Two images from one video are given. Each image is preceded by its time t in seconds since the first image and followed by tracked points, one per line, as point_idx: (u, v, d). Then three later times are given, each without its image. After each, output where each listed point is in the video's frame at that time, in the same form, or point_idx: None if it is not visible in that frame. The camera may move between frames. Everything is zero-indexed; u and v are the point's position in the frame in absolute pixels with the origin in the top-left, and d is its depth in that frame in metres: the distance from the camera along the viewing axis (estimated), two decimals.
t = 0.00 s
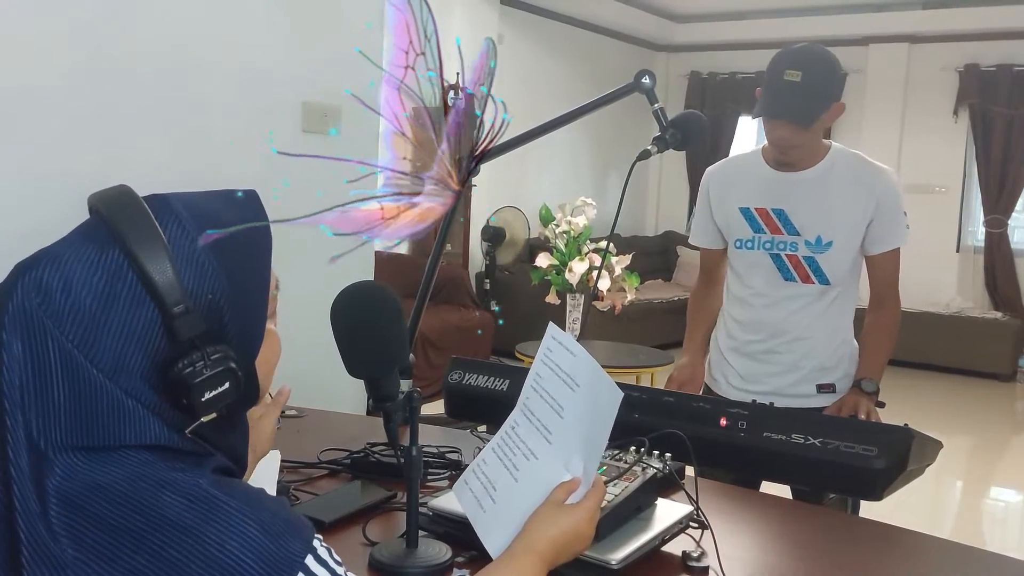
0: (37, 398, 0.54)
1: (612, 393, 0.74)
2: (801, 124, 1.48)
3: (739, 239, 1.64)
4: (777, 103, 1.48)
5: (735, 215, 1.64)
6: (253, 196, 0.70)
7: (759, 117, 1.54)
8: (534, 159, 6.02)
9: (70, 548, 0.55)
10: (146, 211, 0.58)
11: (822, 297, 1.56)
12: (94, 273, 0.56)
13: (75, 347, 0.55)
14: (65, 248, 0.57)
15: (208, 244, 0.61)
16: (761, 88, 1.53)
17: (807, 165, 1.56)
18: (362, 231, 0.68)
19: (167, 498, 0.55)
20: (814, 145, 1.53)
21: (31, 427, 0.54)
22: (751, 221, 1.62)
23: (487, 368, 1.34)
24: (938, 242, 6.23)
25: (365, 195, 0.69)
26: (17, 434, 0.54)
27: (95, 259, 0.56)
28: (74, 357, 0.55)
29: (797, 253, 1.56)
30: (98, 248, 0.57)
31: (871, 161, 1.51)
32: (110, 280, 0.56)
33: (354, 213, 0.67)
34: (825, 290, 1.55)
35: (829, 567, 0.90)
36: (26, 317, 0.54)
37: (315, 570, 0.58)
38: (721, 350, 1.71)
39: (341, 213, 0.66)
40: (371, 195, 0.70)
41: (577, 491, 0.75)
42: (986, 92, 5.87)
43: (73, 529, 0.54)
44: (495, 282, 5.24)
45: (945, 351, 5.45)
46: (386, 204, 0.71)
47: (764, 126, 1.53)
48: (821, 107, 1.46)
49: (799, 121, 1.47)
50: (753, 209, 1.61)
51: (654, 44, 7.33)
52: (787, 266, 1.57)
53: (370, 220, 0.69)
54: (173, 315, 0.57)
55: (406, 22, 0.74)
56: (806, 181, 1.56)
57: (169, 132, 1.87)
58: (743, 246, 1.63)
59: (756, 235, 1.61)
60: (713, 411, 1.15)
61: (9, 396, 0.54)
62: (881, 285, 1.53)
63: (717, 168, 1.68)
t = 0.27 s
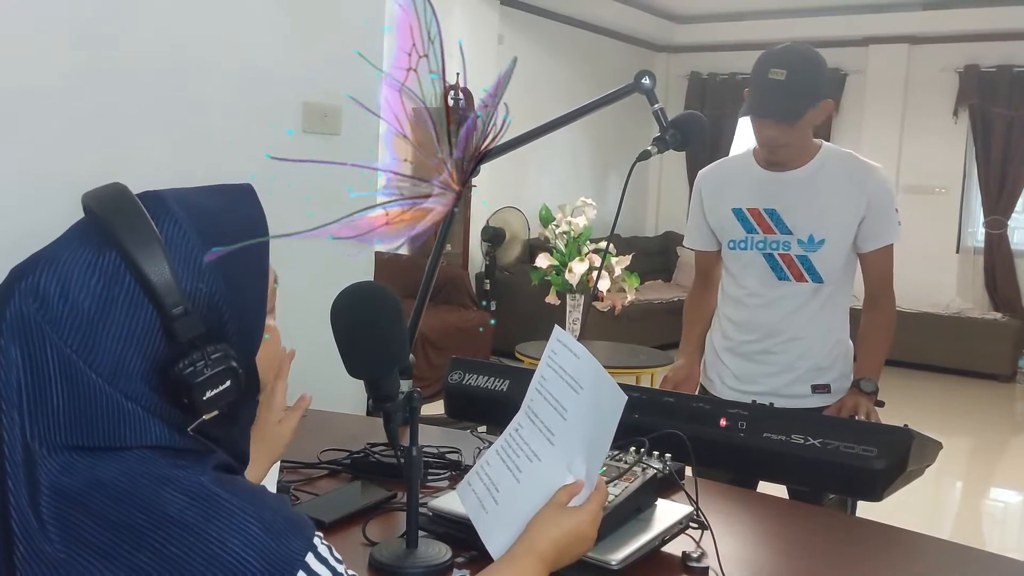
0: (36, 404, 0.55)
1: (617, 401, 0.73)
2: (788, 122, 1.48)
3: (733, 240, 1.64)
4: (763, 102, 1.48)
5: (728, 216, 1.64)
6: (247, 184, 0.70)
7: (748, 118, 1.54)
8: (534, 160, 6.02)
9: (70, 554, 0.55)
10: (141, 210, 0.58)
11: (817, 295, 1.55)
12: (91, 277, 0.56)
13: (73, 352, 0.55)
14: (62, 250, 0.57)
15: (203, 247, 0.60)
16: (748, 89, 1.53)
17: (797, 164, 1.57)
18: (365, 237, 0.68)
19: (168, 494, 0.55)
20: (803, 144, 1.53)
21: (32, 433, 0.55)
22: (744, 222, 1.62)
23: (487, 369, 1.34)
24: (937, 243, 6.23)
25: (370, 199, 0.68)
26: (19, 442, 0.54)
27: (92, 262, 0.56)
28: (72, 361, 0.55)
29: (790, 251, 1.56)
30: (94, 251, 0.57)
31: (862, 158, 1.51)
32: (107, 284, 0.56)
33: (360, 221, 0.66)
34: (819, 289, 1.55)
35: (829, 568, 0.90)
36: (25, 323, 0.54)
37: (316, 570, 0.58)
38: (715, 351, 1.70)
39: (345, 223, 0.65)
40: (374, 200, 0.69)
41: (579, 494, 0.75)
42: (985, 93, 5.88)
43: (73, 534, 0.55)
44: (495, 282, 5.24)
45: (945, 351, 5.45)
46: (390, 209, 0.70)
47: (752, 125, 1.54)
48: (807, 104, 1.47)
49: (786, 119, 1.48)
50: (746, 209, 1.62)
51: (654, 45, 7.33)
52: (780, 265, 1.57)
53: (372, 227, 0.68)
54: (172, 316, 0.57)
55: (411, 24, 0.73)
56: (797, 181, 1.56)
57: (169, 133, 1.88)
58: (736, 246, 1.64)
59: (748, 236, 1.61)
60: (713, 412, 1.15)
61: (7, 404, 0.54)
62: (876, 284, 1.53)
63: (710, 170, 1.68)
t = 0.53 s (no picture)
0: (46, 387, 0.54)
1: (624, 402, 0.74)
2: (787, 119, 1.47)
3: (728, 241, 1.64)
4: (758, 102, 1.47)
5: (723, 217, 1.65)
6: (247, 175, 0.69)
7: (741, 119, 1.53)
8: (535, 160, 6.02)
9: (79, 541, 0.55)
10: (152, 194, 0.58)
11: (813, 291, 1.55)
12: (102, 261, 0.56)
13: (84, 336, 0.55)
14: (72, 234, 0.57)
15: (213, 238, 0.61)
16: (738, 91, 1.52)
17: (789, 163, 1.57)
18: (366, 240, 0.68)
19: (173, 488, 0.56)
20: (795, 144, 1.54)
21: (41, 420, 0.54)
22: (738, 222, 1.62)
23: (487, 369, 1.34)
24: (937, 243, 6.23)
25: (372, 203, 0.69)
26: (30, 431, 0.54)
27: (104, 245, 0.56)
28: (83, 346, 0.55)
29: (785, 249, 1.56)
30: (105, 233, 0.57)
31: (853, 156, 1.51)
32: (118, 267, 0.56)
33: (361, 224, 0.67)
34: (816, 287, 1.55)
35: (829, 568, 0.91)
36: (37, 306, 0.54)
37: (320, 567, 0.58)
38: (713, 352, 1.71)
39: (347, 226, 0.66)
40: (375, 203, 0.69)
41: (582, 498, 0.75)
42: (985, 94, 5.88)
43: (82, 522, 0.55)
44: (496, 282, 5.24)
45: (945, 352, 5.45)
46: (392, 211, 0.71)
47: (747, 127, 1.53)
48: (801, 102, 1.46)
49: (784, 116, 1.47)
50: (739, 210, 1.62)
51: (654, 46, 7.33)
52: (776, 264, 1.57)
53: (374, 228, 0.69)
54: (185, 301, 0.58)
55: (412, 24, 0.74)
56: (790, 179, 1.56)
57: (169, 132, 1.88)
58: (731, 247, 1.64)
59: (743, 236, 1.62)
60: (713, 412, 1.15)
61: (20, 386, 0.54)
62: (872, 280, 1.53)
63: (705, 172, 1.69)
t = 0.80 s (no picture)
0: (68, 362, 0.55)
1: (619, 398, 0.74)
2: (790, 122, 1.47)
3: (728, 242, 1.64)
4: (758, 106, 1.47)
5: (722, 218, 1.65)
6: (277, 194, 0.71)
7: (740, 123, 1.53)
8: (534, 161, 6.02)
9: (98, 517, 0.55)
10: (183, 187, 0.60)
11: (813, 290, 1.55)
12: (129, 243, 0.57)
13: (107, 313, 0.56)
14: (104, 219, 0.58)
15: (237, 235, 0.62)
16: (737, 96, 1.52)
17: (787, 163, 1.57)
18: (363, 235, 0.69)
19: (177, 491, 0.56)
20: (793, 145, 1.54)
21: (62, 392, 0.55)
22: (737, 223, 1.62)
23: (487, 370, 1.34)
24: (937, 243, 6.23)
25: (369, 199, 0.70)
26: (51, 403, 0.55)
27: (133, 228, 0.58)
28: (105, 324, 0.56)
29: (784, 250, 1.56)
30: (137, 219, 0.59)
31: (851, 155, 1.51)
32: (144, 252, 0.58)
33: (357, 219, 0.67)
34: (815, 286, 1.55)
35: (829, 568, 0.91)
36: (64, 282, 0.55)
37: (324, 569, 0.57)
38: (714, 352, 1.71)
39: (343, 223, 0.66)
40: (372, 199, 0.70)
41: (579, 495, 0.75)
42: (985, 94, 5.88)
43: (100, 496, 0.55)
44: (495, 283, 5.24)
45: (945, 352, 5.45)
46: (388, 208, 0.71)
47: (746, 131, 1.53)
48: (802, 105, 1.46)
49: (787, 119, 1.46)
50: (738, 211, 1.62)
51: (654, 46, 7.33)
52: (776, 264, 1.57)
53: (370, 225, 0.69)
54: (203, 290, 0.59)
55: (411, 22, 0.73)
56: (788, 180, 1.56)
57: (169, 132, 1.87)
58: (731, 248, 1.64)
59: (743, 237, 1.62)
60: (713, 413, 1.15)
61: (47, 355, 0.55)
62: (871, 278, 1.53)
63: (704, 172, 1.69)
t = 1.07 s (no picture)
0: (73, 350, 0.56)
1: (612, 396, 0.74)
2: (799, 124, 1.46)
3: (730, 242, 1.64)
4: (763, 108, 1.46)
5: (724, 218, 1.65)
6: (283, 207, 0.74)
7: (746, 124, 1.53)
8: (534, 161, 6.02)
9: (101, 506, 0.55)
10: (195, 190, 0.61)
11: (816, 292, 1.55)
12: (138, 239, 0.58)
13: (112, 305, 0.56)
14: (114, 212, 0.59)
15: (246, 235, 0.63)
16: (742, 97, 1.51)
17: (791, 164, 1.57)
18: (359, 228, 0.69)
19: (175, 492, 0.56)
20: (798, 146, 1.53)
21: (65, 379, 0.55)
22: (740, 223, 1.62)
23: (487, 370, 1.34)
24: (937, 244, 6.23)
25: (361, 190, 0.69)
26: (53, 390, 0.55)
27: (142, 224, 0.58)
28: (108, 318, 0.56)
29: (787, 251, 1.56)
30: (148, 214, 0.59)
31: (854, 156, 1.51)
32: (152, 247, 0.58)
33: (347, 209, 0.67)
34: (818, 287, 1.55)
35: (828, 568, 0.91)
36: (70, 270, 0.56)
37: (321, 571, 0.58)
38: (716, 352, 1.71)
39: (333, 212, 0.66)
40: (364, 192, 0.69)
41: (578, 496, 0.75)
42: (985, 95, 5.88)
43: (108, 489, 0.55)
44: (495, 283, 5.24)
45: (944, 353, 5.45)
46: (381, 200, 0.70)
47: (751, 131, 1.53)
48: (809, 107, 1.45)
49: (794, 122, 1.46)
50: (741, 211, 1.62)
51: (654, 47, 7.33)
52: (778, 265, 1.57)
53: (363, 216, 0.69)
54: (207, 291, 0.58)
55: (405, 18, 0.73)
56: (792, 181, 1.56)
57: (168, 131, 1.87)
58: (733, 248, 1.64)
59: (745, 237, 1.62)
60: (713, 413, 1.15)
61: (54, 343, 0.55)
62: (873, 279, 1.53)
63: (707, 172, 1.69)
